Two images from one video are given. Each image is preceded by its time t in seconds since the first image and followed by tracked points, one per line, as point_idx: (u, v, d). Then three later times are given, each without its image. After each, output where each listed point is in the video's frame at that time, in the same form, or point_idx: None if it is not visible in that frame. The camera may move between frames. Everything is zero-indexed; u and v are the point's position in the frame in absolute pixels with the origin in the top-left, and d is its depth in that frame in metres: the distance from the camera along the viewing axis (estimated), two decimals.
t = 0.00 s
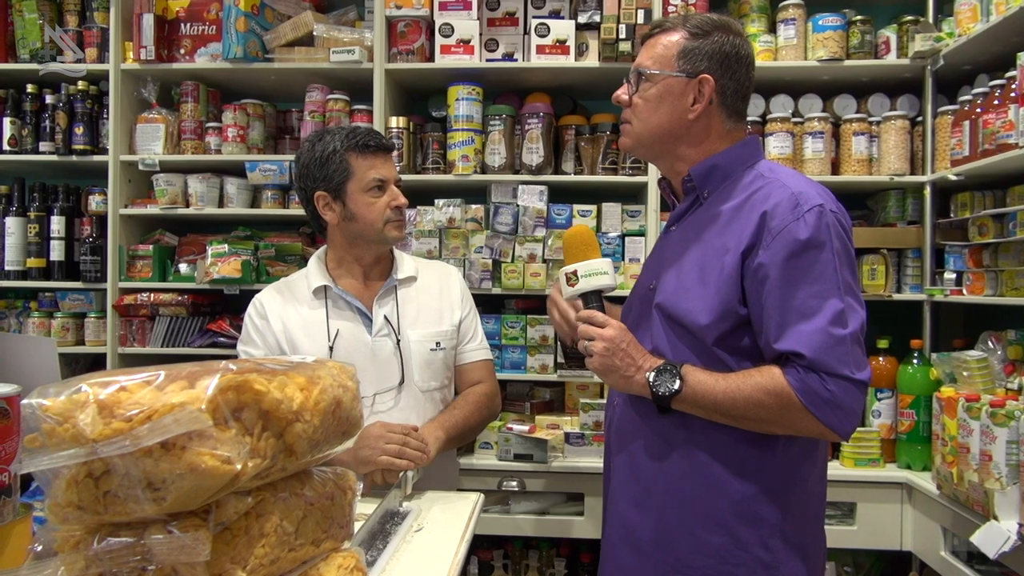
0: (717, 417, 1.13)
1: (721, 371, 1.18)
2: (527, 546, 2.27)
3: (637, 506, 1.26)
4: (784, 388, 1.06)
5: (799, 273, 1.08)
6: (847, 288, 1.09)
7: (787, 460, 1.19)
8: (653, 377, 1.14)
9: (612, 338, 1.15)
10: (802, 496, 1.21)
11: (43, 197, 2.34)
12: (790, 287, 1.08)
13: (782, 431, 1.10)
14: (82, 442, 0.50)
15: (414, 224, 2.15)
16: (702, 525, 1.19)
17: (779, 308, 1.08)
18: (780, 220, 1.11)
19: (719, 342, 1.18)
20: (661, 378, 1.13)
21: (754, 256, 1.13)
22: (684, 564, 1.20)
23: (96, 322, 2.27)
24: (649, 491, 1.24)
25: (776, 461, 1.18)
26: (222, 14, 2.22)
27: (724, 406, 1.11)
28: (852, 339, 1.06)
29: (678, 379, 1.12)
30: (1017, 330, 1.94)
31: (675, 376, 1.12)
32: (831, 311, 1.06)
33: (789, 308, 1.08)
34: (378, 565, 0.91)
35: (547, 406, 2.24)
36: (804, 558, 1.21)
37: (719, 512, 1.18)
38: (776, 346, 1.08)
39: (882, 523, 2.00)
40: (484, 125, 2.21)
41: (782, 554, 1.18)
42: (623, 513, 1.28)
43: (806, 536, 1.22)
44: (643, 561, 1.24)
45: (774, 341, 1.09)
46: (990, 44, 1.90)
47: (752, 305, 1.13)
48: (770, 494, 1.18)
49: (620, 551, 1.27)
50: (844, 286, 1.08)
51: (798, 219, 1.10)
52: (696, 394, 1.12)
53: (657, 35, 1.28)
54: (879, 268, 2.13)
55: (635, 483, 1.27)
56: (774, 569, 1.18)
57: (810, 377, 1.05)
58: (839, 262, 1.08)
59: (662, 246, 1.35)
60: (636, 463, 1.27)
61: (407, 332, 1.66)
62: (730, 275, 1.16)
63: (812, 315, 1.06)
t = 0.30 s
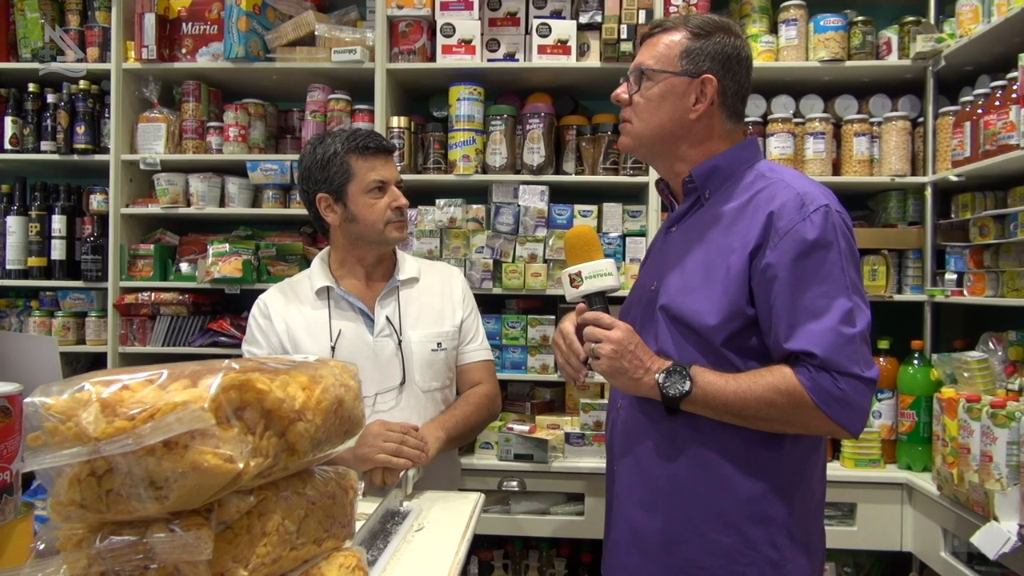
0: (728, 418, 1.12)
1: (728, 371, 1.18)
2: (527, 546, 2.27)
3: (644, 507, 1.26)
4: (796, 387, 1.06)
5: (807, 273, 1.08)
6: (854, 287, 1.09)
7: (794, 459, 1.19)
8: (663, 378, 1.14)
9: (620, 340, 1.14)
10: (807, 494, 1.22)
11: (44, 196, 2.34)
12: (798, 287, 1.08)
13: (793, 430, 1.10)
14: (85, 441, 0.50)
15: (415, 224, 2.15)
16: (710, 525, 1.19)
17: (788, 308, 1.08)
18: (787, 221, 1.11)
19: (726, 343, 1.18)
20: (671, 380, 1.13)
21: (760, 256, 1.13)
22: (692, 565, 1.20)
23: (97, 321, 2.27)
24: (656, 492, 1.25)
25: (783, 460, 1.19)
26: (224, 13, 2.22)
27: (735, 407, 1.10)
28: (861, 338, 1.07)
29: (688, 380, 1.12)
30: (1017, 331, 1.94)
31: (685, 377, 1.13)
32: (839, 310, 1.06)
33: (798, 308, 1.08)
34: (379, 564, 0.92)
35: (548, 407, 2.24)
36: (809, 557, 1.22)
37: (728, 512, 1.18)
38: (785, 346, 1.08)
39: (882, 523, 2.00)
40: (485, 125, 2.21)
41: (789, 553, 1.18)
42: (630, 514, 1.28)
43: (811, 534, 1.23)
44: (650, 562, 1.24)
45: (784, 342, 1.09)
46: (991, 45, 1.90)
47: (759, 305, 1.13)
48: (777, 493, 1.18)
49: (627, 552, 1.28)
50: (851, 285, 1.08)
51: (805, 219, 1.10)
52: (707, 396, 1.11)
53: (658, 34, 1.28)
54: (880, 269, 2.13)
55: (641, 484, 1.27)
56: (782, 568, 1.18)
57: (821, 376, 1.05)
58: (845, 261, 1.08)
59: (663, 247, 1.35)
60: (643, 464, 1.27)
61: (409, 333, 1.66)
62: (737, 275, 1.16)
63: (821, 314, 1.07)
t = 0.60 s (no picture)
0: (727, 414, 1.12)
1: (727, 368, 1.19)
2: (527, 545, 2.27)
3: (643, 505, 1.26)
4: (795, 383, 1.06)
5: (805, 269, 1.08)
6: (851, 282, 1.09)
7: (792, 456, 1.19)
8: (662, 374, 1.14)
9: (619, 337, 1.14)
10: (805, 491, 1.22)
11: (44, 196, 2.34)
12: (796, 282, 1.08)
13: (792, 426, 1.10)
14: (87, 440, 0.50)
15: (414, 224, 2.15)
16: (710, 522, 1.20)
17: (786, 304, 1.09)
18: (784, 217, 1.11)
19: (725, 339, 1.19)
20: (670, 376, 1.13)
21: (759, 253, 1.14)
22: (692, 562, 1.21)
23: (97, 321, 2.27)
24: (656, 490, 1.25)
25: (782, 458, 1.19)
26: (223, 13, 2.22)
27: (734, 402, 1.10)
28: (859, 332, 1.07)
29: (687, 377, 1.12)
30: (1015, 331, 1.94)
31: (684, 373, 1.13)
32: (838, 305, 1.06)
33: (796, 303, 1.08)
34: (378, 564, 0.92)
35: (547, 406, 2.24)
36: (808, 553, 1.22)
37: (727, 510, 1.19)
38: (784, 341, 1.08)
39: (881, 523, 2.00)
40: (484, 125, 2.21)
41: (788, 549, 1.19)
42: (629, 512, 1.28)
43: (809, 530, 1.23)
44: (650, 560, 1.24)
45: (782, 337, 1.09)
46: (989, 46, 1.91)
47: (758, 301, 1.14)
48: (776, 490, 1.19)
49: (627, 550, 1.28)
50: (849, 280, 1.09)
51: (802, 216, 1.10)
52: (706, 392, 1.12)
53: (662, 34, 1.29)
54: (879, 269, 2.13)
55: (641, 482, 1.27)
56: (781, 565, 1.18)
57: (819, 371, 1.05)
58: (843, 257, 1.09)
59: (660, 245, 1.35)
60: (642, 462, 1.27)
61: (409, 333, 1.66)
62: (736, 272, 1.16)
63: (819, 309, 1.07)
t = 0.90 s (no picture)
0: (742, 407, 1.12)
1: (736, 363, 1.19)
2: (527, 545, 2.28)
3: (654, 502, 1.25)
4: (812, 372, 1.07)
5: (814, 264, 1.11)
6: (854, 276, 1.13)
7: (797, 447, 1.23)
8: (679, 369, 1.11)
9: (634, 333, 1.08)
10: (808, 481, 1.26)
11: (44, 198, 2.35)
12: (806, 276, 1.11)
13: (806, 416, 1.11)
14: (88, 441, 0.51)
15: (414, 224, 2.15)
16: (724, 516, 1.20)
17: (798, 298, 1.10)
18: (790, 215, 1.14)
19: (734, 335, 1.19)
20: (687, 371, 1.10)
21: (767, 250, 1.15)
22: (706, 557, 1.21)
23: (97, 322, 2.28)
24: (668, 486, 1.24)
25: (790, 449, 1.22)
26: (223, 15, 2.22)
27: (752, 394, 1.10)
28: (866, 323, 1.10)
29: (705, 370, 1.10)
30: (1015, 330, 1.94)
31: (701, 367, 1.10)
32: (847, 297, 1.09)
33: (807, 297, 1.10)
34: (379, 564, 0.92)
35: (547, 406, 2.25)
36: (811, 541, 1.26)
37: (743, 503, 1.20)
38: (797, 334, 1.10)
39: (881, 523, 2.00)
40: (484, 126, 2.22)
41: (797, 539, 1.21)
42: (639, 510, 1.27)
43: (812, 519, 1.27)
44: (663, 557, 1.24)
45: (795, 331, 1.11)
46: (987, 46, 1.91)
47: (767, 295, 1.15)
48: (785, 481, 1.21)
49: (638, 549, 1.26)
50: (852, 274, 1.12)
51: (808, 212, 1.13)
52: (724, 384, 1.10)
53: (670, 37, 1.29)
54: (878, 268, 2.13)
55: (651, 479, 1.26)
56: (791, 555, 1.21)
57: (834, 361, 1.08)
58: (846, 252, 1.12)
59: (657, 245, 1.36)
60: (652, 459, 1.26)
61: (411, 334, 1.66)
62: (745, 269, 1.17)
63: (829, 301, 1.09)
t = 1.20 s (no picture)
0: (757, 402, 1.14)
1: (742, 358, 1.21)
2: (526, 545, 2.28)
3: (672, 502, 1.25)
4: (822, 363, 1.11)
5: (812, 259, 1.16)
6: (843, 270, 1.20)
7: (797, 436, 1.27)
8: (698, 367, 1.12)
9: (655, 333, 1.07)
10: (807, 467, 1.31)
11: (43, 199, 2.35)
12: (807, 271, 1.16)
13: (815, 406, 1.15)
14: (85, 442, 0.51)
15: (413, 225, 2.16)
16: (741, 510, 1.21)
17: (803, 292, 1.15)
18: (787, 214, 1.18)
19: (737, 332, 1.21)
20: (707, 368, 1.11)
21: (768, 248, 1.19)
22: (727, 552, 1.21)
23: (96, 323, 2.28)
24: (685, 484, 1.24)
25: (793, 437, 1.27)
26: (221, 16, 2.22)
27: (768, 387, 1.12)
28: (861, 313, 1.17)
29: (724, 367, 1.11)
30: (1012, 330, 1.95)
31: (719, 365, 1.12)
32: (844, 289, 1.15)
33: (809, 291, 1.15)
34: (378, 564, 0.92)
35: (545, 407, 2.25)
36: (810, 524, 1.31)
37: (764, 495, 1.21)
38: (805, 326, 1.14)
39: (879, 523, 2.00)
40: (482, 127, 2.22)
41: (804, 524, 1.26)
42: (656, 511, 1.26)
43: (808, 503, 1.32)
44: (683, 555, 1.23)
45: (802, 324, 1.15)
46: (985, 46, 1.92)
47: (769, 292, 1.19)
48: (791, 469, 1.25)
49: (656, 550, 1.25)
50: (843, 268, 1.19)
51: (801, 211, 1.18)
52: (742, 380, 1.12)
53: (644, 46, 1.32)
54: (876, 269, 2.13)
55: (667, 478, 1.26)
56: (800, 540, 1.25)
57: (842, 350, 1.12)
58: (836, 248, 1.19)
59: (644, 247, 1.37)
60: (667, 458, 1.26)
61: (410, 335, 1.66)
62: (749, 268, 1.20)
63: (830, 294, 1.15)
